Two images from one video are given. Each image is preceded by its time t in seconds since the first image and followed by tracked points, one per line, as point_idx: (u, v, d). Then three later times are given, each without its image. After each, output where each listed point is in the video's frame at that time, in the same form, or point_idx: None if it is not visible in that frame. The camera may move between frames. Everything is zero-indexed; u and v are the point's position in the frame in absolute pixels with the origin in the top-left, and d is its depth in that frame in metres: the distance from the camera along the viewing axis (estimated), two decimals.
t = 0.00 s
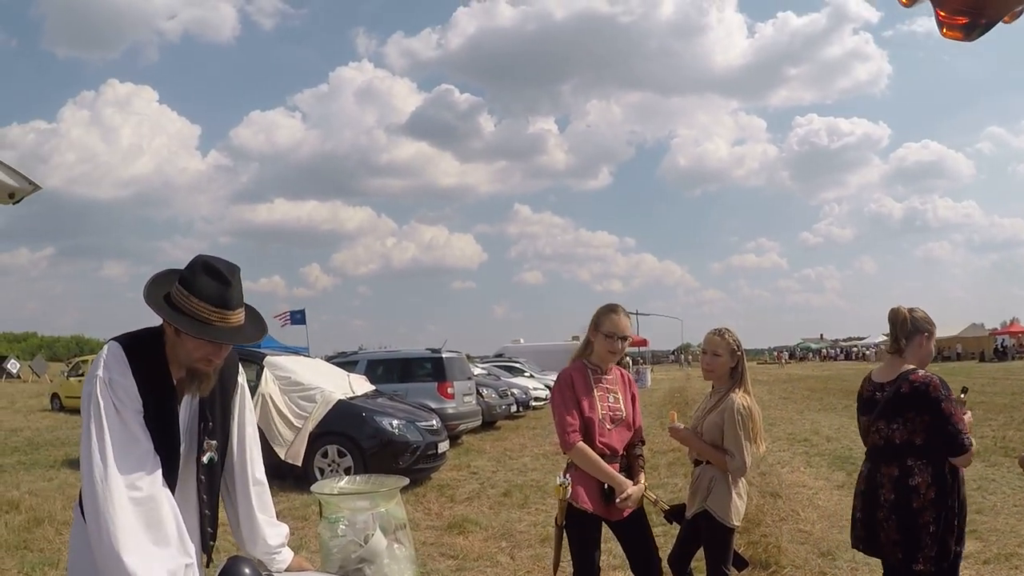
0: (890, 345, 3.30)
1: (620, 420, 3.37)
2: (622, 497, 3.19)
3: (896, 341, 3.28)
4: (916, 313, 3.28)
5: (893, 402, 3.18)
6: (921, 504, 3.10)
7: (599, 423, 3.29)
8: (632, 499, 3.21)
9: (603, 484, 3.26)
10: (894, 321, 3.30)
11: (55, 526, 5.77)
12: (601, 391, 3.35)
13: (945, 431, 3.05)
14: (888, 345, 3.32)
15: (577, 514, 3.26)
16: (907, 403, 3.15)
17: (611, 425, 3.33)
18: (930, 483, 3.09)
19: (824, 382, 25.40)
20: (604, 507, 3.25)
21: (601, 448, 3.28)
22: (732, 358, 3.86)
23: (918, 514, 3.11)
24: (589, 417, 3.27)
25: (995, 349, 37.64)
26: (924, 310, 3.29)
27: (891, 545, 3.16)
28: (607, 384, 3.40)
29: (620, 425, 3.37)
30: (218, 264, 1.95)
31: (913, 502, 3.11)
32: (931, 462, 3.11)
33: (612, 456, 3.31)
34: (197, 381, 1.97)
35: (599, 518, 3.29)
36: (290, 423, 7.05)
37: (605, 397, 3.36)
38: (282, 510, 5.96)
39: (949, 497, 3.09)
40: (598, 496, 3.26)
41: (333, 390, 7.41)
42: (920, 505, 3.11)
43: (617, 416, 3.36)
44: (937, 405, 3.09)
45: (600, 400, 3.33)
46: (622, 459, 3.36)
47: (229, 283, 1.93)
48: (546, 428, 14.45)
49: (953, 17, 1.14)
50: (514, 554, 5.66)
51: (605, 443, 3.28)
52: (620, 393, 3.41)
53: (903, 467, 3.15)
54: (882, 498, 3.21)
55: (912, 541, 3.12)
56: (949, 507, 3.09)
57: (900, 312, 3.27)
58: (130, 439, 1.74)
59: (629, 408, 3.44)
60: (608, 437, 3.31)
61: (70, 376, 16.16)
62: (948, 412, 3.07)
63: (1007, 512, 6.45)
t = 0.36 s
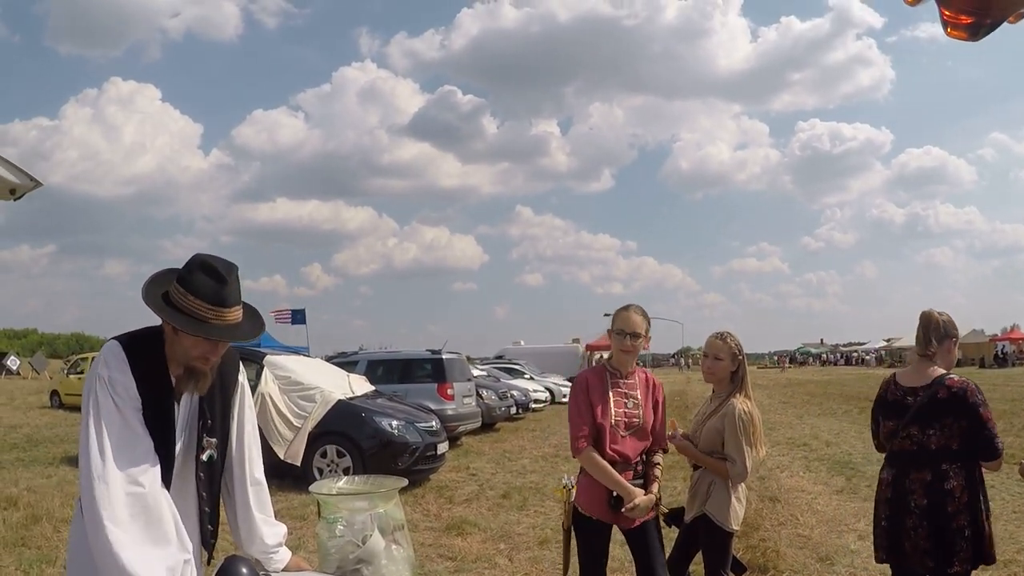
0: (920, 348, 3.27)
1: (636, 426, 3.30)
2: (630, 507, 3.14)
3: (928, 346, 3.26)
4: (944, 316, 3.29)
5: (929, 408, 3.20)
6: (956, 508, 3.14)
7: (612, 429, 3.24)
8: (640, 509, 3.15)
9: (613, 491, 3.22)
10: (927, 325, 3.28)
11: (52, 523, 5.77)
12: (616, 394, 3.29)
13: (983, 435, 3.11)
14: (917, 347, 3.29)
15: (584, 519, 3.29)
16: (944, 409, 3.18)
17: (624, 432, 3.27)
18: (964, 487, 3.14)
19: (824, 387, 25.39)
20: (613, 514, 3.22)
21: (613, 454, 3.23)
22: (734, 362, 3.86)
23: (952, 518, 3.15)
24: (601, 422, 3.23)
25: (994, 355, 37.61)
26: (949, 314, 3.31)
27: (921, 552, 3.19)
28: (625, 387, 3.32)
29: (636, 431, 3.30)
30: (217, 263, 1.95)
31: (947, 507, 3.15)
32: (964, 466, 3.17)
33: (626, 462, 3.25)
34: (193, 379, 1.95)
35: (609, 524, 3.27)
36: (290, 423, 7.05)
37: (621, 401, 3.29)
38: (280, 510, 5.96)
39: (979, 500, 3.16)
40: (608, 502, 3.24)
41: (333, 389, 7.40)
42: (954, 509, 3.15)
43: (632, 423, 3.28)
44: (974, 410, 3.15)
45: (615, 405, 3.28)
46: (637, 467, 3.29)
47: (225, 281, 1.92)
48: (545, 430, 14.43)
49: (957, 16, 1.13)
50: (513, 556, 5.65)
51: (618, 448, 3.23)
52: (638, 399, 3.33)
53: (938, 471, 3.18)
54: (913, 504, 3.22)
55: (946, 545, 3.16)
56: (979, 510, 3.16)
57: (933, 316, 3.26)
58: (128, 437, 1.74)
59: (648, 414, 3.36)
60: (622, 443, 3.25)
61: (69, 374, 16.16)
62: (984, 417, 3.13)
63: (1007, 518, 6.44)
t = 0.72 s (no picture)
0: (940, 345, 3.27)
1: (667, 423, 3.04)
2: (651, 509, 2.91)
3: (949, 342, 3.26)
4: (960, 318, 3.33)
5: (951, 408, 3.20)
6: (978, 509, 3.15)
7: (637, 425, 3.03)
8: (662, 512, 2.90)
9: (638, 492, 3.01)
10: (948, 324, 3.30)
11: (54, 517, 5.79)
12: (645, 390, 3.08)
13: (1005, 435, 3.13)
14: (936, 345, 3.28)
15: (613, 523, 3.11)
16: (967, 409, 3.18)
17: (652, 429, 3.03)
18: (986, 488, 3.16)
19: (825, 387, 25.37)
20: (637, 515, 3.02)
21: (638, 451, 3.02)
22: (737, 360, 3.86)
23: (975, 519, 3.15)
24: (625, 417, 3.05)
25: (996, 355, 37.56)
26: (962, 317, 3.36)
27: (944, 554, 3.19)
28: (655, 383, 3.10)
29: (666, 429, 3.04)
30: (223, 257, 1.96)
31: (970, 508, 3.15)
32: (984, 467, 3.18)
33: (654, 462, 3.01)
34: (193, 372, 1.94)
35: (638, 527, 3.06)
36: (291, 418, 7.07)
37: (650, 396, 3.07)
38: (281, 505, 5.97)
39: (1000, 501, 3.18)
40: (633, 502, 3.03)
41: (334, 386, 7.41)
42: (977, 511, 3.15)
43: (661, 419, 3.04)
44: (996, 410, 3.16)
45: (642, 400, 3.07)
46: (668, 467, 3.02)
47: (230, 273, 1.93)
48: (546, 427, 14.45)
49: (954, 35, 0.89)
50: (513, 553, 5.66)
51: (644, 445, 3.01)
52: (671, 394, 3.08)
53: (961, 473, 3.18)
54: (934, 506, 3.22)
55: (968, 547, 3.16)
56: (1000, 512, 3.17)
57: (952, 315, 3.30)
58: (133, 429, 1.76)
59: (682, 410, 3.08)
60: (648, 440, 3.02)
61: (70, 369, 16.21)
62: (1005, 417, 3.16)
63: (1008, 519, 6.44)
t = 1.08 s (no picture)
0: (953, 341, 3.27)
1: (697, 421, 2.80)
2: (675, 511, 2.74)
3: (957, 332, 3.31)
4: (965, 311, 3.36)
5: (967, 403, 3.18)
6: (991, 506, 3.15)
7: (662, 423, 2.84)
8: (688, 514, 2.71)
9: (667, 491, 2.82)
10: (959, 318, 3.30)
11: (61, 512, 5.83)
12: (672, 386, 2.87)
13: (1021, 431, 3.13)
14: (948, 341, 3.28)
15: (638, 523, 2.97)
16: (982, 403, 3.18)
17: (680, 427, 2.81)
18: (1000, 484, 3.15)
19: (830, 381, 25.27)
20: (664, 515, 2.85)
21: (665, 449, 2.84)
22: (746, 352, 3.86)
23: (987, 516, 3.15)
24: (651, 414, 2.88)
25: (1004, 348, 37.35)
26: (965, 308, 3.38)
27: (955, 552, 3.18)
28: (683, 378, 2.87)
29: (695, 427, 2.80)
30: (227, 253, 1.97)
31: (983, 505, 3.15)
32: (998, 462, 3.18)
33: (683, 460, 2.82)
34: (204, 364, 1.95)
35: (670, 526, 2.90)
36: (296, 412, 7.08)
37: (678, 393, 2.85)
38: (286, 499, 6.00)
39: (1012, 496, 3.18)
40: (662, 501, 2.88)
41: (339, 379, 7.43)
42: (989, 507, 3.15)
43: (690, 417, 2.80)
44: (1011, 404, 3.16)
45: (668, 397, 2.85)
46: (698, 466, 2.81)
47: (234, 268, 1.94)
48: (552, 421, 14.48)
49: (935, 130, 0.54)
50: (518, 546, 5.68)
51: (671, 443, 2.82)
52: (700, 390, 2.83)
53: (975, 469, 3.17)
54: (947, 504, 3.21)
55: (978, 545, 3.16)
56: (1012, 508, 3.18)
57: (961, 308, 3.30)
58: (138, 424, 1.77)
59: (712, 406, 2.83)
60: (675, 439, 2.82)
61: (76, 364, 16.32)
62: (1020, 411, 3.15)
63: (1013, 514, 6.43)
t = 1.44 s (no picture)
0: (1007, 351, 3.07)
1: (717, 415, 2.72)
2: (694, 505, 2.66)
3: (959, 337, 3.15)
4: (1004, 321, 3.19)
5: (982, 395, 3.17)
6: (1007, 498, 3.15)
7: (682, 415, 2.76)
8: (705, 510, 2.64)
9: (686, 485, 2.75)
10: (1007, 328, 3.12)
11: (76, 506, 5.92)
12: (694, 378, 2.79)
13: None
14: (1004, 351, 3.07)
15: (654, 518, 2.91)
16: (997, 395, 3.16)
17: (700, 420, 2.73)
18: (1014, 475, 3.15)
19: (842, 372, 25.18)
20: (683, 509, 2.77)
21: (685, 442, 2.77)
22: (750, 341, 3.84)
23: (1002, 507, 3.16)
24: (671, 406, 2.80)
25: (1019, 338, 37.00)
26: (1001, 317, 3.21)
27: (971, 545, 3.16)
28: (706, 370, 2.79)
29: (716, 420, 2.73)
30: (232, 243, 2.05)
31: (998, 496, 3.16)
32: (1011, 452, 3.18)
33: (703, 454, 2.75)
34: (231, 353, 2.00)
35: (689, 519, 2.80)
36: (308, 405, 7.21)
37: (700, 385, 2.77)
38: (299, 492, 6.05)
39: None
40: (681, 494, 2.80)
41: (351, 373, 7.49)
42: (1005, 499, 3.16)
43: (710, 410, 2.73)
44: None
45: (689, 389, 2.77)
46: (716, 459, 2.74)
47: (244, 256, 2.02)
48: (563, 413, 14.51)
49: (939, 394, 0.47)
50: (529, 538, 5.70)
51: (690, 435, 2.75)
52: (723, 384, 2.75)
53: (989, 460, 3.17)
54: (962, 496, 3.19)
55: (994, 536, 3.16)
56: None
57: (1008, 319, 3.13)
58: (153, 417, 1.80)
59: (735, 400, 2.74)
60: (694, 431, 2.75)
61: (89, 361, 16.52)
62: None
63: None
